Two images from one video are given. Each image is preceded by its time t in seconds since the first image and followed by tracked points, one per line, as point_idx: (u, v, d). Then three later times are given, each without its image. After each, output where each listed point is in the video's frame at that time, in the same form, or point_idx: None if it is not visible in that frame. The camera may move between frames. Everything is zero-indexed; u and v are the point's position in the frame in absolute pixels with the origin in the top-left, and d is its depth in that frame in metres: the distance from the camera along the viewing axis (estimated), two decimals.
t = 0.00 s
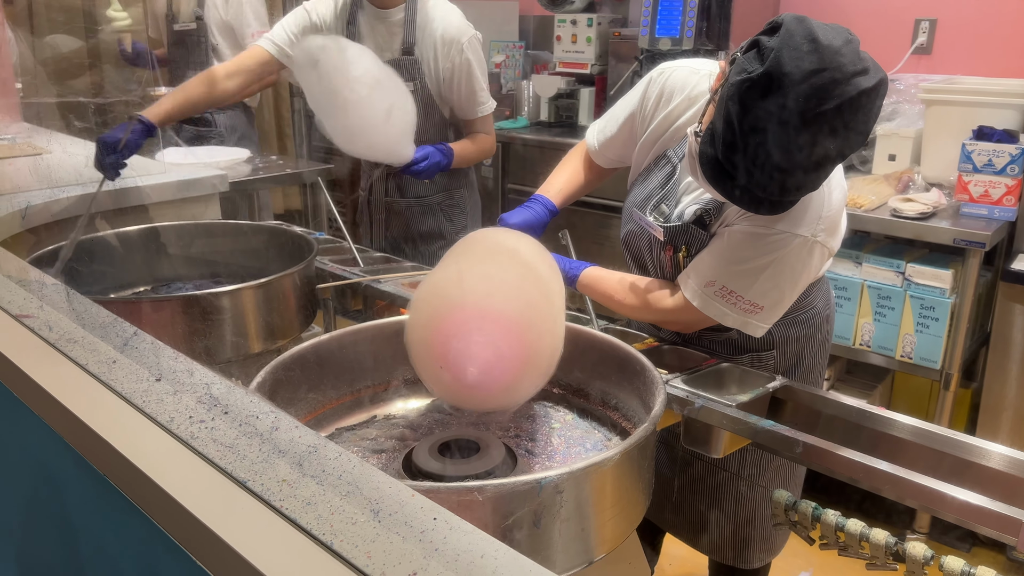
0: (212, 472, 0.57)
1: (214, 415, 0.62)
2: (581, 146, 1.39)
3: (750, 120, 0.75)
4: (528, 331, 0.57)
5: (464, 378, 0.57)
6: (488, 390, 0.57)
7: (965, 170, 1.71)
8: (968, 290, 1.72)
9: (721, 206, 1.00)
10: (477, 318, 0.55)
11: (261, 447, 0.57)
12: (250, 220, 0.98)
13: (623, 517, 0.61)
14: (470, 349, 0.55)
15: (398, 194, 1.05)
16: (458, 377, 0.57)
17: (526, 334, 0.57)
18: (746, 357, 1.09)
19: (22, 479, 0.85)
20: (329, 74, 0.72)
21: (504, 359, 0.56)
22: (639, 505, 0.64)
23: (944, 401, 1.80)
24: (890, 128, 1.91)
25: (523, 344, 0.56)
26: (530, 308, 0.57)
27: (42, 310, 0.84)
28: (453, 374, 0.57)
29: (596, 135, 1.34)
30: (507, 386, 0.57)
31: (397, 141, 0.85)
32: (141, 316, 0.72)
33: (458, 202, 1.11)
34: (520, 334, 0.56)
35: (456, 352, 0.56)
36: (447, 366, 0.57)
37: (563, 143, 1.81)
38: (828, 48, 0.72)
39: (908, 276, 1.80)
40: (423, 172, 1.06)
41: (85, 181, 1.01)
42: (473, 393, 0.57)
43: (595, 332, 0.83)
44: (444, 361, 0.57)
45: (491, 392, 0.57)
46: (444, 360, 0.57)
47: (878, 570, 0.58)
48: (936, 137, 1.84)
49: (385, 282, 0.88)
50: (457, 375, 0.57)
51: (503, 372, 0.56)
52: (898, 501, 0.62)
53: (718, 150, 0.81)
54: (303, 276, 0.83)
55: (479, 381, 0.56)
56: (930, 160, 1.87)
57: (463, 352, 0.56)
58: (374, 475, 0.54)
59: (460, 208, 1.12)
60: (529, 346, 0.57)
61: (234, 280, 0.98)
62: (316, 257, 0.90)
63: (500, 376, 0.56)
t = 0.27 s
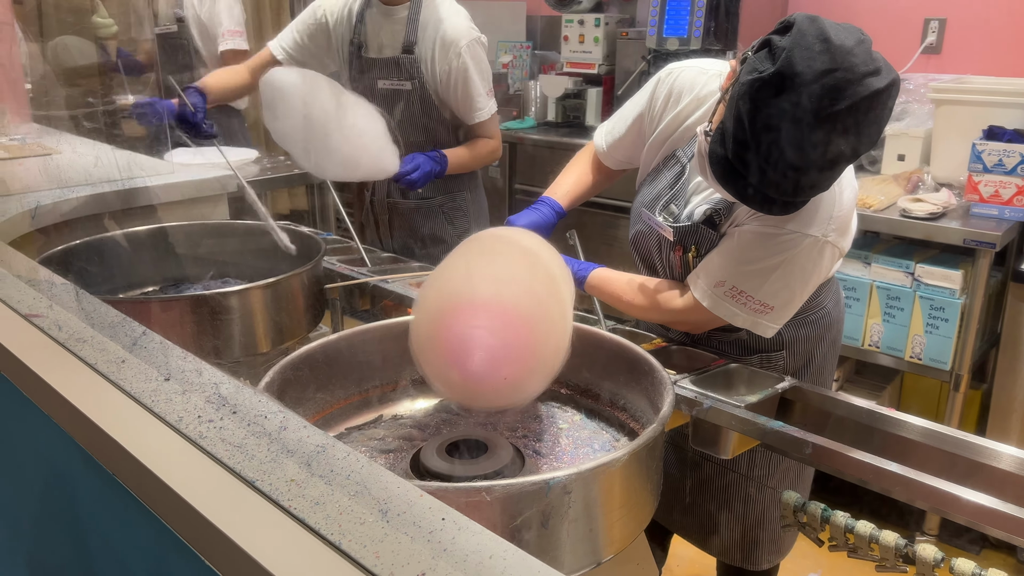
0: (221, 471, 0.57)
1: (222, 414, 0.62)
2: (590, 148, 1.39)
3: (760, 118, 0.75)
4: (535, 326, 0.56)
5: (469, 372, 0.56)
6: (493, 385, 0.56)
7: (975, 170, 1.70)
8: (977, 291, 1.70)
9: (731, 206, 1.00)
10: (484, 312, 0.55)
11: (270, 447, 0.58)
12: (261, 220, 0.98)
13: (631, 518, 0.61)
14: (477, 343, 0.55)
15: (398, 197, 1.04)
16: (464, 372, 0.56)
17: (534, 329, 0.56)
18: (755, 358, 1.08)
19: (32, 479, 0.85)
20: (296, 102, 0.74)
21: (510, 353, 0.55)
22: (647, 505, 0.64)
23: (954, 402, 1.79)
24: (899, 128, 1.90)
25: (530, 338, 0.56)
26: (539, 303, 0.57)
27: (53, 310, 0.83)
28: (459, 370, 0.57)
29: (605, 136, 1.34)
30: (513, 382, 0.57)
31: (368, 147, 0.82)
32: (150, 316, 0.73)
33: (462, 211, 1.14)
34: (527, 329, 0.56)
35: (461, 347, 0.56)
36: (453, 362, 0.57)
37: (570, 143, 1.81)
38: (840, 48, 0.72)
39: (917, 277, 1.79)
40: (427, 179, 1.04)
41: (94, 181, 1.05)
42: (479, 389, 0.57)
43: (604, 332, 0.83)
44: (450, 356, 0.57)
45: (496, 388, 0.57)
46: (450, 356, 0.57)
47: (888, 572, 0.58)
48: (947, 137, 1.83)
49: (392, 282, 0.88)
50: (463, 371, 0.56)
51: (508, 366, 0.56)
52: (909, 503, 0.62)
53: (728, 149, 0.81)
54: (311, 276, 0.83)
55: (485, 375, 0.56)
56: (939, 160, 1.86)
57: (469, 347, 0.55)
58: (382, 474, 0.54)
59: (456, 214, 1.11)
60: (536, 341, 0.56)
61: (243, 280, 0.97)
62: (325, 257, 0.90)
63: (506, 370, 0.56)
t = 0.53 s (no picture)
0: (231, 472, 0.57)
1: (233, 415, 0.62)
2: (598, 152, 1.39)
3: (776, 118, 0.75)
4: (554, 333, 0.57)
5: (486, 378, 0.57)
6: (510, 391, 0.57)
7: (985, 171, 1.69)
8: (988, 292, 1.69)
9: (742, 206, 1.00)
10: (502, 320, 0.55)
11: (280, 448, 0.58)
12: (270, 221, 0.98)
13: (640, 520, 0.61)
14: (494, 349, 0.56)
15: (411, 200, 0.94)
16: (481, 377, 0.57)
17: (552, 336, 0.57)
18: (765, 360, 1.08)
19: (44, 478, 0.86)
20: (307, 90, 0.69)
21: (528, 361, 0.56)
22: (656, 506, 0.63)
23: (965, 404, 1.77)
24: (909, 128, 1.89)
25: (548, 346, 0.57)
26: (557, 310, 0.57)
27: (63, 310, 0.84)
28: (477, 374, 0.57)
29: (613, 138, 1.34)
30: (529, 388, 0.58)
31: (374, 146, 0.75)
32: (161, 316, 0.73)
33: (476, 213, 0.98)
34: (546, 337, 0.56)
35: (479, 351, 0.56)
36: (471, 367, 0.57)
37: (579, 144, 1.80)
38: (850, 46, 0.73)
39: (927, 278, 1.79)
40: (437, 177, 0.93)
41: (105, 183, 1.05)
42: (496, 394, 0.58)
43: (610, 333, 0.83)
44: (467, 360, 0.57)
45: (513, 393, 0.58)
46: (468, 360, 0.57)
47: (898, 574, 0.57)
48: (957, 137, 1.83)
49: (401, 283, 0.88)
50: (481, 376, 0.57)
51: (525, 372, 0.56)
52: (920, 506, 0.61)
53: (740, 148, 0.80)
54: (320, 277, 0.84)
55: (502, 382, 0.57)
56: (950, 160, 1.85)
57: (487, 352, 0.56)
58: (392, 475, 0.54)
59: (474, 213, 0.98)
60: (554, 348, 0.57)
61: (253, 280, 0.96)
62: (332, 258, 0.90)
63: (523, 377, 0.57)
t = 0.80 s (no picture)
0: (240, 469, 0.58)
1: (241, 413, 0.62)
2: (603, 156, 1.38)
3: (783, 113, 0.74)
4: (554, 334, 0.57)
5: (485, 381, 0.56)
6: (510, 394, 0.57)
7: (996, 171, 1.67)
8: (998, 292, 1.68)
9: (750, 201, 1.00)
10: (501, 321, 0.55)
11: (288, 445, 0.58)
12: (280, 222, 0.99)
13: (648, 518, 0.60)
14: (494, 351, 0.55)
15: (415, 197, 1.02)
16: (480, 380, 0.56)
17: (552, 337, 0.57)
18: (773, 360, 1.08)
19: (55, 474, 0.87)
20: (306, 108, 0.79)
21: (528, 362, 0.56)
22: (664, 506, 0.63)
23: (975, 405, 1.76)
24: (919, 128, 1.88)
25: (548, 346, 0.56)
26: (558, 311, 0.57)
27: (72, 309, 0.84)
28: (475, 377, 0.57)
29: (619, 139, 1.33)
30: (529, 390, 0.57)
31: (379, 151, 0.82)
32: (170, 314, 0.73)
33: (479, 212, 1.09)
34: (546, 337, 0.56)
35: (478, 354, 0.56)
36: (469, 370, 0.57)
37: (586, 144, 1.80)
38: (854, 38, 0.72)
39: (937, 278, 1.78)
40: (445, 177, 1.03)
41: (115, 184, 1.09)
42: (495, 397, 0.57)
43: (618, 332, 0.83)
44: (466, 363, 0.57)
45: (513, 396, 0.57)
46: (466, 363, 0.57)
47: None
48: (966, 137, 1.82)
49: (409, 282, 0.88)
50: (478, 379, 0.56)
51: (526, 374, 0.56)
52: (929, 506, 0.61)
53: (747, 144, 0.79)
54: (328, 275, 0.84)
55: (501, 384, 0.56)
56: (959, 160, 1.84)
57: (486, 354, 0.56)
58: (400, 473, 0.54)
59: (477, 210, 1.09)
60: (554, 349, 0.57)
61: (260, 279, 0.96)
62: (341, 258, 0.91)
63: (523, 379, 0.56)
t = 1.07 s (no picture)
0: (246, 468, 0.58)
1: (248, 411, 0.63)
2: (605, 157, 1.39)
3: (784, 106, 0.74)
4: (566, 341, 0.57)
5: (499, 391, 0.56)
6: (524, 403, 0.57)
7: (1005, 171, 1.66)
8: (1007, 293, 1.67)
9: (754, 198, 1.00)
10: (513, 330, 0.55)
11: (294, 444, 0.58)
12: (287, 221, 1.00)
13: (655, 518, 0.60)
14: (507, 362, 0.55)
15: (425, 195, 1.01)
16: (493, 391, 0.56)
17: (564, 344, 0.57)
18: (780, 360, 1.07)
19: (63, 472, 0.87)
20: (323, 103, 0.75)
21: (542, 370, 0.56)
22: (670, 506, 0.63)
23: (983, 407, 1.74)
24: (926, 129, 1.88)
25: (560, 353, 0.57)
26: (569, 317, 0.58)
27: (80, 307, 0.86)
28: (487, 388, 0.56)
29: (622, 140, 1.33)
30: (542, 399, 0.57)
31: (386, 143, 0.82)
32: (176, 314, 0.74)
33: (488, 211, 1.09)
34: (558, 345, 0.56)
35: (491, 365, 0.56)
36: (482, 381, 0.56)
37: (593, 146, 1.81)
38: (850, 28, 0.73)
39: (945, 280, 1.77)
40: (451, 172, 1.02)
41: (122, 183, 1.05)
42: (509, 406, 0.57)
43: (623, 332, 0.83)
44: (478, 375, 0.57)
45: (527, 405, 0.57)
46: (478, 374, 0.56)
47: None
48: (974, 138, 1.81)
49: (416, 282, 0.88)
50: (491, 389, 0.56)
51: (540, 383, 0.56)
52: (937, 507, 0.61)
53: (753, 142, 0.79)
54: (335, 275, 0.84)
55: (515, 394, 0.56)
56: (967, 161, 1.83)
57: (498, 365, 0.55)
58: (406, 472, 0.54)
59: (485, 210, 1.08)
60: (566, 356, 0.57)
61: (269, 279, 0.98)
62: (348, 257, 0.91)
63: (537, 387, 0.56)
